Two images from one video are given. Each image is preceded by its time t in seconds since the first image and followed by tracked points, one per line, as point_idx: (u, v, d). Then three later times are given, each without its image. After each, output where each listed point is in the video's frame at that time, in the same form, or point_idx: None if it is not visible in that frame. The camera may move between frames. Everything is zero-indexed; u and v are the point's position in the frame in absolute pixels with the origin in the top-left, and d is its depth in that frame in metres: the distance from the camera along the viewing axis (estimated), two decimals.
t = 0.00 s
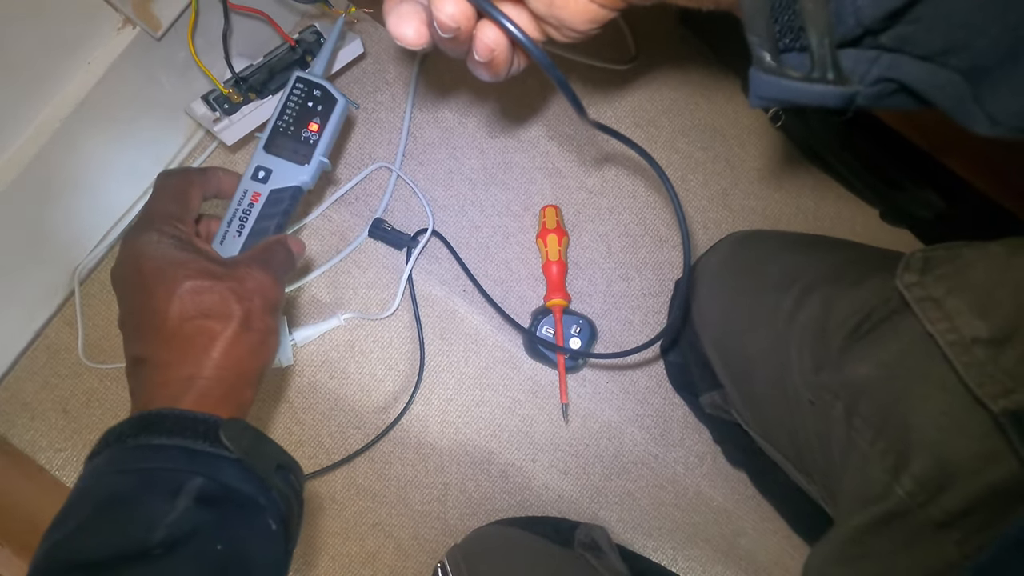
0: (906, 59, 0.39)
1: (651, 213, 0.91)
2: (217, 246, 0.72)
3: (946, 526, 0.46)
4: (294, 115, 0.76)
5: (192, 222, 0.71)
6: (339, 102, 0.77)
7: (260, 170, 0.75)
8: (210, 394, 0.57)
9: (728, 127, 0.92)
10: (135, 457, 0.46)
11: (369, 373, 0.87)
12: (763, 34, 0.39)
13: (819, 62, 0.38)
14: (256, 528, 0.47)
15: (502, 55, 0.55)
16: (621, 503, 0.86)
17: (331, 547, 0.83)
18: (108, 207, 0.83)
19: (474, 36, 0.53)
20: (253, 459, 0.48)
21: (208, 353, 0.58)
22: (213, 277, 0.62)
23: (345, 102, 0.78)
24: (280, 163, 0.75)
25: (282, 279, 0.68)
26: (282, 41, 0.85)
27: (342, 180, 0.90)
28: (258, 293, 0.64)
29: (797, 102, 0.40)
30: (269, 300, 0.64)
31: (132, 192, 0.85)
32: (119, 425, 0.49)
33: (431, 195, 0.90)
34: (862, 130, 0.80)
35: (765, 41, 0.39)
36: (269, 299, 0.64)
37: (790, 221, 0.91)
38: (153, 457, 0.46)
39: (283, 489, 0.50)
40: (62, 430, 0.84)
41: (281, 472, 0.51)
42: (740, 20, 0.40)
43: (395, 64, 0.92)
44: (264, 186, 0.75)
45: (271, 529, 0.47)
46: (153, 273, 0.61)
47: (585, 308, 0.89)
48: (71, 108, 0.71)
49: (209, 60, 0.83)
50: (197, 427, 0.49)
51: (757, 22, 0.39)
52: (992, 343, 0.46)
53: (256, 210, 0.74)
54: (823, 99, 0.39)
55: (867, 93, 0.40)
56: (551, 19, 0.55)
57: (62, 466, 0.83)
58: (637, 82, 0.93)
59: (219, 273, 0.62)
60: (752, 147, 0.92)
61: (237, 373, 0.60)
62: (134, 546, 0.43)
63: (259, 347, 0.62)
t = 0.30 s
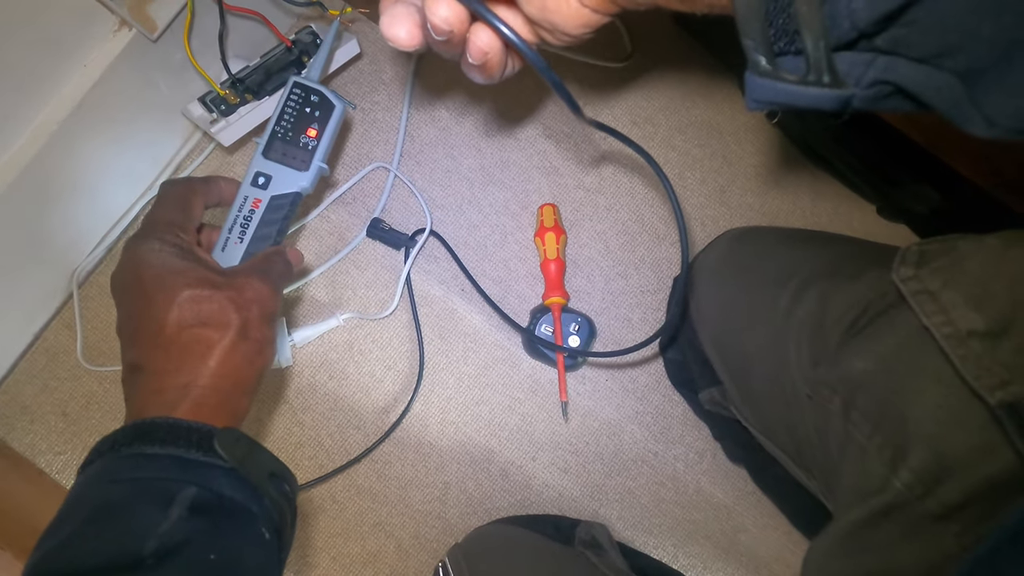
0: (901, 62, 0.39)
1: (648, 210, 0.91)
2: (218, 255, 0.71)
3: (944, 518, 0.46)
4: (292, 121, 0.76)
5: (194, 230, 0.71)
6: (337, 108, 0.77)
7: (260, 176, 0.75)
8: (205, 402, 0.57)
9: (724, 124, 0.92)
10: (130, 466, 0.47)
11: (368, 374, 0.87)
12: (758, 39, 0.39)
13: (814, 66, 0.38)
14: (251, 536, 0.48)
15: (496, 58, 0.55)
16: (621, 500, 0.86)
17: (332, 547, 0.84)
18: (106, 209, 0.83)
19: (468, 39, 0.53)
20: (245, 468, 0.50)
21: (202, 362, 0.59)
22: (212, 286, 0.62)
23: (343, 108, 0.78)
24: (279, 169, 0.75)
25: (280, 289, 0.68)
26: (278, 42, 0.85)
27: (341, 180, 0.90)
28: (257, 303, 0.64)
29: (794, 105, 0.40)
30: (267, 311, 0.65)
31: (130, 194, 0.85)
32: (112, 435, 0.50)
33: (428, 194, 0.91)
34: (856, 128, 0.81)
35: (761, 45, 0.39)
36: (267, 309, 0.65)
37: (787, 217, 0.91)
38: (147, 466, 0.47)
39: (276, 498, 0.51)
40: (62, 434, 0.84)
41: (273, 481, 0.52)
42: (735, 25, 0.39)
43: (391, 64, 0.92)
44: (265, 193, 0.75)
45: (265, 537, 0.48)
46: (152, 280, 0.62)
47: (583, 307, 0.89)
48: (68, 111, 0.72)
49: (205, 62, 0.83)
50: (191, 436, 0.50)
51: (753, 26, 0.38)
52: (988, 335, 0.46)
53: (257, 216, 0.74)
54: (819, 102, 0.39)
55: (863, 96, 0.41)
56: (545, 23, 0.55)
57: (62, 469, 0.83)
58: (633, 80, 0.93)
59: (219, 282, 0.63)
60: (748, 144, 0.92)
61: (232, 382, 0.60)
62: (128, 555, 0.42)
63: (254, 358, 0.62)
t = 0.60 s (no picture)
0: (902, 66, 0.39)
1: (647, 210, 0.91)
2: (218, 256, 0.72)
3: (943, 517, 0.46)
4: (292, 122, 0.76)
5: (193, 231, 0.71)
6: (337, 109, 0.77)
7: (261, 176, 0.75)
8: (205, 402, 0.57)
9: (722, 124, 0.92)
10: (128, 466, 0.47)
11: (368, 375, 0.87)
12: (759, 43, 0.39)
13: (815, 70, 0.38)
14: (249, 535, 0.47)
15: (495, 62, 0.56)
16: (621, 500, 0.86)
17: (333, 548, 0.84)
18: (105, 212, 0.84)
19: (467, 41, 0.53)
20: (244, 469, 0.50)
21: (200, 361, 0.59)
22: (210, 285, 0.62)
23: (343, 109, 0.78)
24: (279, 170, 0.75)
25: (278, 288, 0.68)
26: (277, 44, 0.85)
27: (341, 182, 0.90)
28: (255, 303, 0.64)
29: (797, 109, 0.40)
30: (265, 310, 0.65)
31: (129, 197, 0.85)
32: (110, 435, 0.50)
33: (427, 196, 0.91)
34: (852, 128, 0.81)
35: (763, 49, 0.39)
36: (264, 308, 0.65)
37: (785, 217, 0.91)
38: (146, 466, 0.47)
39: (274, 498, 0.51)
40: (61, 436, 0.84)
41: (272, 481, 0.52)
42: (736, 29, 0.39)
43: (390, 65, 0.92)
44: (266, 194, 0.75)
45: (263, 537, 0.48)
46: (151, 279, 0.62)
47: (582, 307, 0.89)
48: (68, 113, 0.72)
49: (204, 64, 0.83)
50: (189, 436, 0.50)
51: (754, 30, 0.38)
52: (986, 334, 0.46)
53: (257, 216, 0.74)
54: (821, 106, 0.39)
55: (864, 100, 0.41)
56: (543, 25, 0.55)
57: (62, 471, 0.83)
58: (631, 80, 0.94)
59: (217, 281, 0.63)
60: (746, 144, 0.92)
61: (230, 381, 0.60)
62: (125, 555, 0.42)
63: (252, 359, 0.63)
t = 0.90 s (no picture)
0: (909, 84, 0.39)
1: (648, 211, 0.91)
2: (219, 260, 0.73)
3: (945, 518, 0.46)
4: (293, 125, 0.76)
5: (195, 236, 0.72)
6: (338, 112, 0.77)
7: (263, 180, 0.75)
8: (202, 402, 0.57)
9: (723, 126, 0.92)
10: (124, 465, 0.47)
11: (369, 376, 0.87)
12: (763, 63, 0.40)
13: (821, 89, 0.38)
14: (241, 534, 0.48)
15: (493, 78, 0.56)
16: (621, 502, 0.86)
17: (333, 549, 0.84)
18: (106, 213, 0.84)
19: (466, 59, 0.54)
20: (239, 469, 0.50)
21: (196, 362, 0.59)
22: (209, 288, 0.63)
23: (344, 111, 0.78)
24: (282, 174, 0.76)
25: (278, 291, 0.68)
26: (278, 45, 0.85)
27: (342, 183, 0.90)
28: (252, 306, 0.64)
29: (802, 127, 0.40)
30: (263, 313, 0.65)
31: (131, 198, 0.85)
32: (107, 435, 0.50)
33: (428, 197, 0.91)
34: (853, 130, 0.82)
35: (766, 69, 0.40)
36: (262, 311, 0.65)
37: (786, 219, 0.91)
38: (142, 465, 0.47)
39: (269, 498, 0.51)
40: (62, 436, 0.84)
41: (267, 481, 0.52)
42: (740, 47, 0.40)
43: (391, 67, 0.92)
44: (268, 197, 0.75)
45: (256, 536, 0.48)
46: (152, 282, 0.62)
47: (583, 308, 0.89)
48: (69, 114, 0.72)
49: (206, 65, 0.83)
50: (186, 436, 0.49)
51: (757, 49, 0.39)
52: (988, 336, 0.46)
53: (259, 220, 0.75)
54: (826, 126, 0.39)
55: (870, 118, 0.40)
56: (544, 45, 0.56)
57: (62, 472, 0.83)
58: (631, 82, 0.94)
59: (217, 284, 0.63)
60: (747, 146, 0.92)
61: (226, 383, 0.60)
62: (121, 551, 0.43)
63: (246, 364, 0.62)
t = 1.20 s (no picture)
0: (920, 69, 0.39)
1: (652, 213, 0.91)
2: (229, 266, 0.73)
3: (953, 524, 0.46)
4: (302, 129, 0.76)
5: (206, 243, 0.73)
6: (345, 115, 0.77)
7: (272, 184, 0.75)
8: (211, 409, 0.58)
9: (728, 128, 0.92)
10: (136, 471, 0.47)
11: (373, 378, 0.87)
12: (776, 48, 0.39)
13: (832, 73, 0.39)
14: (251, 540, 0.48)
15: (507, 61, 0.55)
16: (626, 504, 0.86)
17: (336, 551, 0.84)
18: (110, 214, 0.84)
19: (480, 41, 0.53)
20: (249, 475, 0.50)
21: (207, 369, 0.59)
22: (218, 295, 0.62)
23: (351, 113, 0.78)
24: (291, 177, 0.75)
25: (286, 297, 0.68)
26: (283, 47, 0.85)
27: (347, 184, 0.90)
28: (260, 312, 0.64)
29: (809, 112, 0.41)
30: (271, 319, 0.65)
31: (135, 199, 0.85)
32: (118, 442, 0.50)
33: (432, 198, 0.91)
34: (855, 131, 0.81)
35: (778, 54, 0.39)
36: (271, 317, 0.65)
37: (791, 221, 0.91)
38: (153, 471, 0.47)
39: (277, 505, 0.51)
40: (66, 438, 0.83)
41: (276, 488, 0.52)
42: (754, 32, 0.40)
43: (396, 68, 0.92)
44: (279, 201, 0.75)
45: (265, 542, 0.48)
46: (163, 290, 0.62)
47: (587, 310, 0.89)
48: (75, 116, 0.72)
49: (211, 65, 0.83)
50: (196, 442, 0.49)
51: (770, 35, 0.39)
52: (995, 341, 0.46)
53: (269, 224, 0.74)
54: (837, 109, 0.40)
55: (881, 103, 0.40)
56: (557, 30, 0.55)
57: (66, 473, 0.83)
58: (636, 83, 0.94)
59: (226, 291, 0.63)
60: (752, 148, 0.92)
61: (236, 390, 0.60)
62: (131, 557, 0.43)
63: (261, 363, 0.63)
